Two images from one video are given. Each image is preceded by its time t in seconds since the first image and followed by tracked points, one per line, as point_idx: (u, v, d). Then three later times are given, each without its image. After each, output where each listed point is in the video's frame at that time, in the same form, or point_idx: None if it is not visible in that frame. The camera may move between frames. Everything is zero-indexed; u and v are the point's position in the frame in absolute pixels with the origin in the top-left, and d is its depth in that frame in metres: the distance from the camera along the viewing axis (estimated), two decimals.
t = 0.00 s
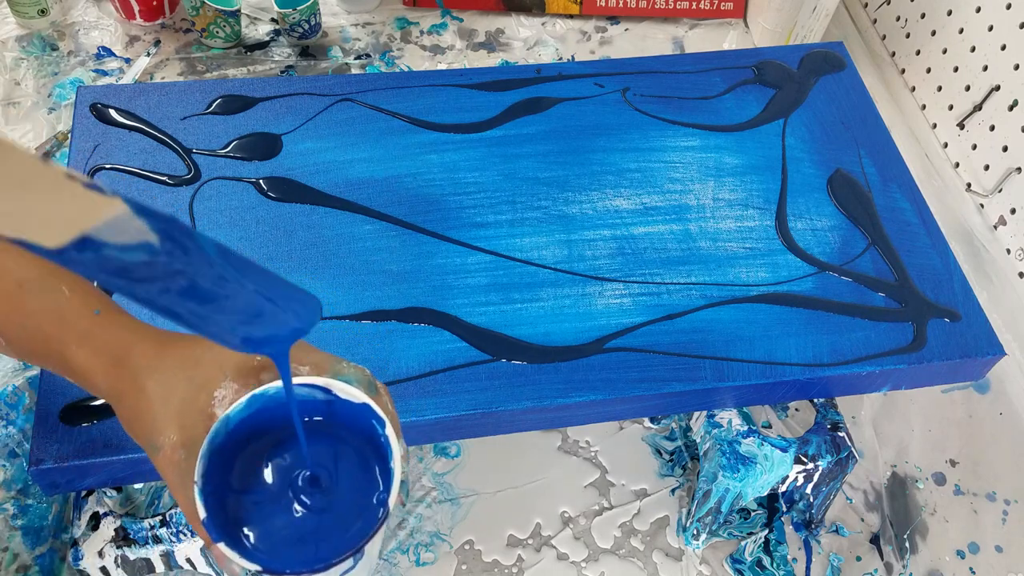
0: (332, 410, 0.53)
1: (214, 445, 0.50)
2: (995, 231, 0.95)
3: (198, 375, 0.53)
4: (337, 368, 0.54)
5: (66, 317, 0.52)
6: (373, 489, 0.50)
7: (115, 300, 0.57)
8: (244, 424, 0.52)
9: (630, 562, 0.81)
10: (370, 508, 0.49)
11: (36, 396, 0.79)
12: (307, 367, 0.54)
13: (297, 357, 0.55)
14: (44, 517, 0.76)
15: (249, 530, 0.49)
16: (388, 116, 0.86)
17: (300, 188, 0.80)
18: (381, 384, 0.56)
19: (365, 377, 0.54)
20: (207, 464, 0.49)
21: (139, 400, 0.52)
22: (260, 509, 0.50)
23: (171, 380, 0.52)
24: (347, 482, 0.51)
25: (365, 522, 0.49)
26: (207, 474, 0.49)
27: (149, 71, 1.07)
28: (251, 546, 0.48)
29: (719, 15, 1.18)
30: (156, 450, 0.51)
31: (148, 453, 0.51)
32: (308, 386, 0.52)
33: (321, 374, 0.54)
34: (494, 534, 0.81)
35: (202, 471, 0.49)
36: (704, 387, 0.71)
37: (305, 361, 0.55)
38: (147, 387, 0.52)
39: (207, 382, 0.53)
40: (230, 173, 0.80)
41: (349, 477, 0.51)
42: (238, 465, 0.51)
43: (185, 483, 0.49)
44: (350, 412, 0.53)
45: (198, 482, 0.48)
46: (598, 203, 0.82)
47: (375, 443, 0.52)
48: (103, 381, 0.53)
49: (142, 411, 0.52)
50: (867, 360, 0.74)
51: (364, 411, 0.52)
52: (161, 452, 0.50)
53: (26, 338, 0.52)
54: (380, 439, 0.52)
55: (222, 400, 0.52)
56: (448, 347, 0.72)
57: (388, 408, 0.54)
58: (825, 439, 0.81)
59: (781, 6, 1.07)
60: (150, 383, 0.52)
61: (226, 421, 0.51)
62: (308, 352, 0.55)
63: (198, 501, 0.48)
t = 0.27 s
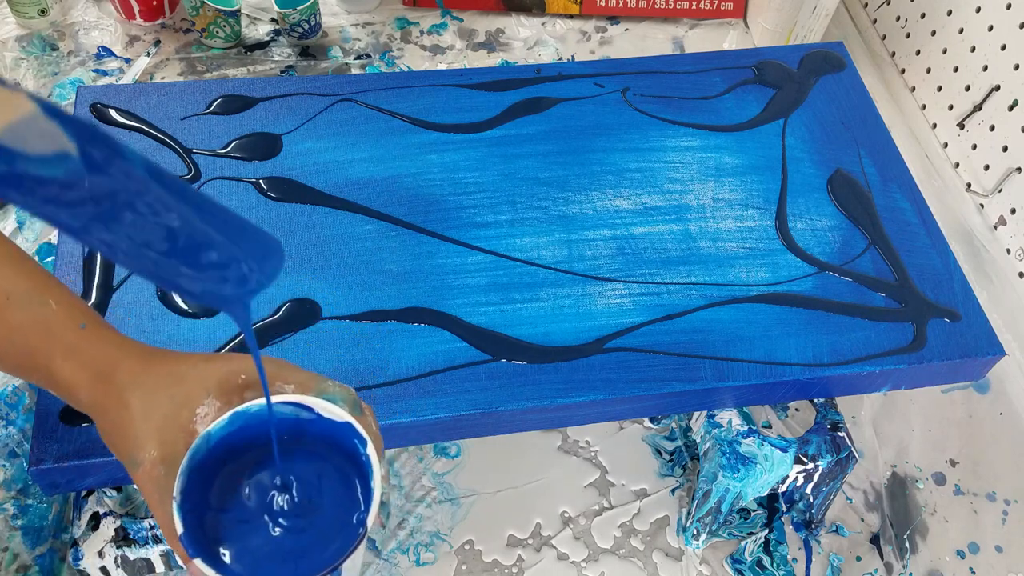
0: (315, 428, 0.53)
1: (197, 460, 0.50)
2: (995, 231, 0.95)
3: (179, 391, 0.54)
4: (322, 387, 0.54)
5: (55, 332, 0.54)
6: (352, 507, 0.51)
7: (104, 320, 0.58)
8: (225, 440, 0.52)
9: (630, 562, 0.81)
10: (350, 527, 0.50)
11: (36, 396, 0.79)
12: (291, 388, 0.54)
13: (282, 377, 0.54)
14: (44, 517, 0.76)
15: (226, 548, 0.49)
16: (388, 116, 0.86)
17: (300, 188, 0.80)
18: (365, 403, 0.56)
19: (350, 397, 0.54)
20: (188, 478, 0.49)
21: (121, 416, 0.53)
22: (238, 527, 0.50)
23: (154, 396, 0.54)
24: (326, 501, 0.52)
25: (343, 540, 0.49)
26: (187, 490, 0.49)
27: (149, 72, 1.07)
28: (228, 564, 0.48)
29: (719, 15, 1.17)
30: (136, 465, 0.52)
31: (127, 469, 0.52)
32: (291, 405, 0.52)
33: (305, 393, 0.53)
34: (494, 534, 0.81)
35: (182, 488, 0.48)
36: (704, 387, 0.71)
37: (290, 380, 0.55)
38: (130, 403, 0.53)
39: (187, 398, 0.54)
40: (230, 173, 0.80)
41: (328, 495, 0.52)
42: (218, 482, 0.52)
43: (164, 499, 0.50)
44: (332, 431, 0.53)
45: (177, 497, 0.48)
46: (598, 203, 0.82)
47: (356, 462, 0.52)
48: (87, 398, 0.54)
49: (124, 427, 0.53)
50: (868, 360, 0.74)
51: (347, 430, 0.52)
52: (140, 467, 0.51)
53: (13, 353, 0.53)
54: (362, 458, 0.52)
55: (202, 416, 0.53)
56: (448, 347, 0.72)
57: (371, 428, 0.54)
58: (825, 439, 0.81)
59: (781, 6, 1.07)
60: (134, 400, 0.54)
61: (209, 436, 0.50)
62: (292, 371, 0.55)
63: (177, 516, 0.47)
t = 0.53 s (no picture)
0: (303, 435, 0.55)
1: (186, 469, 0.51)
2: (995, 231, 0.95)
3: (167, 398, 0.54)
4: (313, 395, 0.54)
5: (43, 339, 0.52)
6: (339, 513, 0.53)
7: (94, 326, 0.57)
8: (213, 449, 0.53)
9: (630, 562, 0.81)
10: (336, 534, 0.52)
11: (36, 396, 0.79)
12: (281, 397, 0.54)
13: (272, 386, 0.55)
14: (44, 517, 0.76)
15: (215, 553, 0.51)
16: (388, 116, 0.86)
17: (301, 188, 0.80)
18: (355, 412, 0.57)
19: (340, 404, 0.55)
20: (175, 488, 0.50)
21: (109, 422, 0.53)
22: (226, 532, 0.53)
23: (144, 404, 0.53)
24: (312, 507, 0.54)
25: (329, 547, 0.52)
26: (176, 498, 0.50)
27: (149, 71, 1.07)
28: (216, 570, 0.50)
29: (719, 15, 1.18)
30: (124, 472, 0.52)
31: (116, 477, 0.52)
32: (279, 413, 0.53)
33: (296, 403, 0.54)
34: (494, 534, 0.81)
35: (171, 497, 0.49)
36: (704, 387, 0.71)
37: (279, 390, 0.55)
38: (120, 411, 0.53)
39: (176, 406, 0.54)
40: (230, 173, 0.80)
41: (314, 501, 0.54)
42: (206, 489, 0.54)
43: (154, 506, 0.50)
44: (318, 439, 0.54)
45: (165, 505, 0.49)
46: (598, 203, 0.82)
47: (341, 469, 0.54)
48: (76, 405, 0.53)
49: (114, 435, 0.52)
50: (868, 360, 0.74)
51: (334, 439, 0.53)
52: (130, 475, 0.51)
53: (0, 359, 0.52)
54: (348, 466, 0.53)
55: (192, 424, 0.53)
56: (449, 347, 0.72)
57: (362, 436, 0.55)
58: (825, 439, 0.81)
59: (781, 6, 1.07)
60: (123, 408, 0.53)
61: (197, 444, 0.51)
62: (282, 380, 0.55)
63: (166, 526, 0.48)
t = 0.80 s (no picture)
0: (287, 432, 0.51)
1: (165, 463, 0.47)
2: (995, 231, 0.95)
3: (150, 392, 0.53)
4: (297, 392, 0.53)
5: (29, 330, 0.55)
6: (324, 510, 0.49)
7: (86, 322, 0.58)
8: (194, 443, 0.49)
9: (630, 562, 0.80)
10: (319, 531, 0.47)
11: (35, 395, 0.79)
12: (265, 392, 0.52)
13: (255, 381, 0.53)
14: (44, 517, 0.76)
15: (193, 550, 0.47)
16: (388, 116, 0.86)
17: (301, 188, 0.80)
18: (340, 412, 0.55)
19: (324, 402, 0.53)
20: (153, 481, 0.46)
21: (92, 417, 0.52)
22: (205, 529, 0.48)
23: (126, 397, 0.52)
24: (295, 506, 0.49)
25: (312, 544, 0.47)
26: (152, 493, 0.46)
27: (149, 71, 1.07)
28: (194, 567, 0.46)
29: (719, 15, 1.18)
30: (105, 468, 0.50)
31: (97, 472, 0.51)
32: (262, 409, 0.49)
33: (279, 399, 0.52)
34: (494, 534, 0.81)
35: (148, 490, 0.46)
36: (704, 387, 0.71)
37: (264, 385, 0.53)
38: (101, 403, 0.52)
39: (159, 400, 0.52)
40: (230, 173, 0.80)
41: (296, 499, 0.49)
42: (185, 486, 0.49)
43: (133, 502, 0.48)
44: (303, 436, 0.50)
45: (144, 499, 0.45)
46: (598, 203, 0.82)
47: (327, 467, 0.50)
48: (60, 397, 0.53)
49: (95, 428, 0.51)
50: (868, 360, 0.74)
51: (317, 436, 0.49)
52: (110, 470, 0.50)
53: None
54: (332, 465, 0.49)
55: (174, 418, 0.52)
56: (449, 347, 0.72)
57: (346, 434, 0.53)
58: (825, 439, 0.81)
59: (781, 6, 1.07)
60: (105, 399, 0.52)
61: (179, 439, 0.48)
62: (267, 375, 0.54)
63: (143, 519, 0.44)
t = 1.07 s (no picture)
0: (281, 444, 0.50)
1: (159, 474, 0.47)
2: (995, 231, 0.95)
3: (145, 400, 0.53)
4: (293, 407, 0.53)
5: (23, 333, 0.54)
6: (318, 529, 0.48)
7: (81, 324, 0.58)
8: (188, 456, 0.48)
9: (630, 562, 0.81)
10: (311, 548, 0.47)
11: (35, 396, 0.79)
12: (261, 406, 0.52)
13: (251, 394, 0.53)
14: (44, 517, 0.76)
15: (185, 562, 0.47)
16: (388, 116, 0.86)
17: (301, 188, 0.80)
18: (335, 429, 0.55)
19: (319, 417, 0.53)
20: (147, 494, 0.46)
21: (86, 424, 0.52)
22: (198, 541, 0.48)
23: (121, 403, 0.52)
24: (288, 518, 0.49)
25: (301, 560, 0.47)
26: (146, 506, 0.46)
27: (149, 72, 1.07)
28: None
29: (719, 15, 1.18)
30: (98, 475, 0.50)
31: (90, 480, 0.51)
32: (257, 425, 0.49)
33: (274, 413, 0.52)
34: (494, 534, 0.81)
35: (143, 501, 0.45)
36: (704, 387, 0.71)
37: (260, 398, 0.53)
38: (96, 410, 0.52)
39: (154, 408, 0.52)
40: (230, 173, 0.80)
41: (290, 516, 0.49)
42: (179, 498, 0.49)
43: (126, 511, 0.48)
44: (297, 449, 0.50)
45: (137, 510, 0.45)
46: (598, 203, 0.82)
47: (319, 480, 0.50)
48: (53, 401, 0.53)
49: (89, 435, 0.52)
50: (868, 360, 0.74)
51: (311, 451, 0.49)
52: (102, 479, 0.50)
53: None
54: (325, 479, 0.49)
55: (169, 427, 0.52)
56: (449, 347, 0.72)
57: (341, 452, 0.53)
58: (824, 439, 0.81)
59: (781, 6, 1.07)
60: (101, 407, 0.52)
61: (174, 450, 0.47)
62: (264, 388, 0.54)
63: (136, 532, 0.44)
